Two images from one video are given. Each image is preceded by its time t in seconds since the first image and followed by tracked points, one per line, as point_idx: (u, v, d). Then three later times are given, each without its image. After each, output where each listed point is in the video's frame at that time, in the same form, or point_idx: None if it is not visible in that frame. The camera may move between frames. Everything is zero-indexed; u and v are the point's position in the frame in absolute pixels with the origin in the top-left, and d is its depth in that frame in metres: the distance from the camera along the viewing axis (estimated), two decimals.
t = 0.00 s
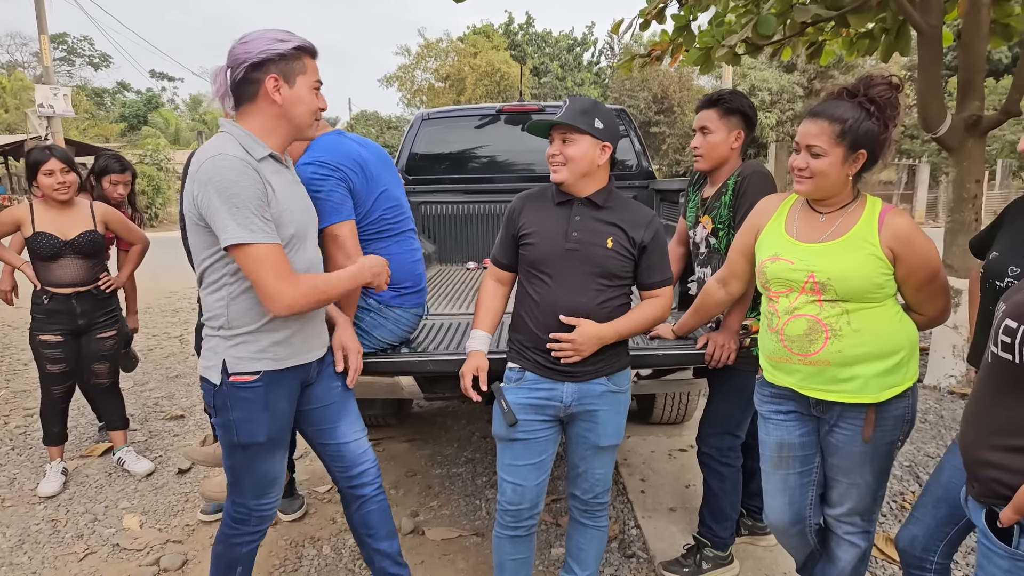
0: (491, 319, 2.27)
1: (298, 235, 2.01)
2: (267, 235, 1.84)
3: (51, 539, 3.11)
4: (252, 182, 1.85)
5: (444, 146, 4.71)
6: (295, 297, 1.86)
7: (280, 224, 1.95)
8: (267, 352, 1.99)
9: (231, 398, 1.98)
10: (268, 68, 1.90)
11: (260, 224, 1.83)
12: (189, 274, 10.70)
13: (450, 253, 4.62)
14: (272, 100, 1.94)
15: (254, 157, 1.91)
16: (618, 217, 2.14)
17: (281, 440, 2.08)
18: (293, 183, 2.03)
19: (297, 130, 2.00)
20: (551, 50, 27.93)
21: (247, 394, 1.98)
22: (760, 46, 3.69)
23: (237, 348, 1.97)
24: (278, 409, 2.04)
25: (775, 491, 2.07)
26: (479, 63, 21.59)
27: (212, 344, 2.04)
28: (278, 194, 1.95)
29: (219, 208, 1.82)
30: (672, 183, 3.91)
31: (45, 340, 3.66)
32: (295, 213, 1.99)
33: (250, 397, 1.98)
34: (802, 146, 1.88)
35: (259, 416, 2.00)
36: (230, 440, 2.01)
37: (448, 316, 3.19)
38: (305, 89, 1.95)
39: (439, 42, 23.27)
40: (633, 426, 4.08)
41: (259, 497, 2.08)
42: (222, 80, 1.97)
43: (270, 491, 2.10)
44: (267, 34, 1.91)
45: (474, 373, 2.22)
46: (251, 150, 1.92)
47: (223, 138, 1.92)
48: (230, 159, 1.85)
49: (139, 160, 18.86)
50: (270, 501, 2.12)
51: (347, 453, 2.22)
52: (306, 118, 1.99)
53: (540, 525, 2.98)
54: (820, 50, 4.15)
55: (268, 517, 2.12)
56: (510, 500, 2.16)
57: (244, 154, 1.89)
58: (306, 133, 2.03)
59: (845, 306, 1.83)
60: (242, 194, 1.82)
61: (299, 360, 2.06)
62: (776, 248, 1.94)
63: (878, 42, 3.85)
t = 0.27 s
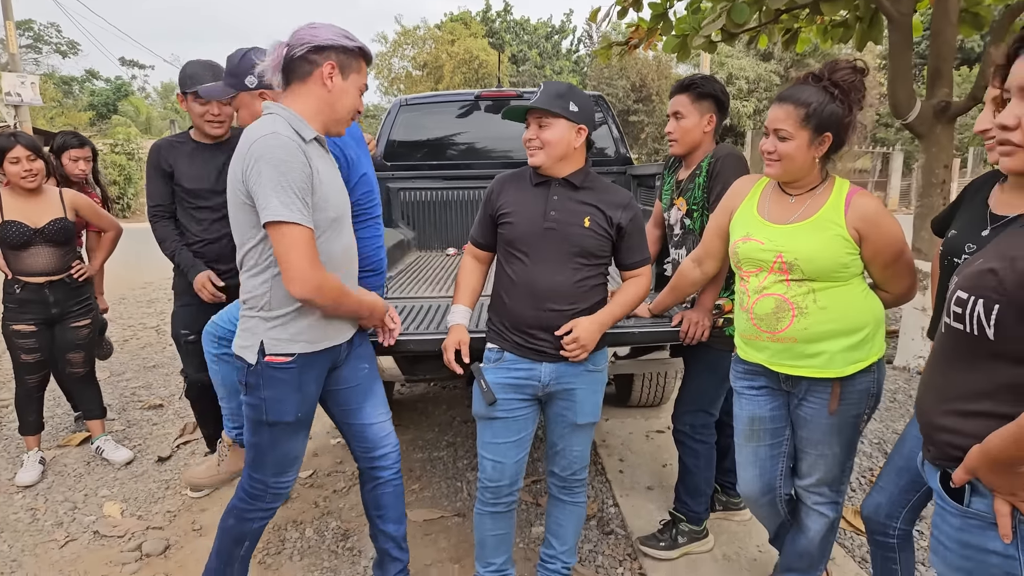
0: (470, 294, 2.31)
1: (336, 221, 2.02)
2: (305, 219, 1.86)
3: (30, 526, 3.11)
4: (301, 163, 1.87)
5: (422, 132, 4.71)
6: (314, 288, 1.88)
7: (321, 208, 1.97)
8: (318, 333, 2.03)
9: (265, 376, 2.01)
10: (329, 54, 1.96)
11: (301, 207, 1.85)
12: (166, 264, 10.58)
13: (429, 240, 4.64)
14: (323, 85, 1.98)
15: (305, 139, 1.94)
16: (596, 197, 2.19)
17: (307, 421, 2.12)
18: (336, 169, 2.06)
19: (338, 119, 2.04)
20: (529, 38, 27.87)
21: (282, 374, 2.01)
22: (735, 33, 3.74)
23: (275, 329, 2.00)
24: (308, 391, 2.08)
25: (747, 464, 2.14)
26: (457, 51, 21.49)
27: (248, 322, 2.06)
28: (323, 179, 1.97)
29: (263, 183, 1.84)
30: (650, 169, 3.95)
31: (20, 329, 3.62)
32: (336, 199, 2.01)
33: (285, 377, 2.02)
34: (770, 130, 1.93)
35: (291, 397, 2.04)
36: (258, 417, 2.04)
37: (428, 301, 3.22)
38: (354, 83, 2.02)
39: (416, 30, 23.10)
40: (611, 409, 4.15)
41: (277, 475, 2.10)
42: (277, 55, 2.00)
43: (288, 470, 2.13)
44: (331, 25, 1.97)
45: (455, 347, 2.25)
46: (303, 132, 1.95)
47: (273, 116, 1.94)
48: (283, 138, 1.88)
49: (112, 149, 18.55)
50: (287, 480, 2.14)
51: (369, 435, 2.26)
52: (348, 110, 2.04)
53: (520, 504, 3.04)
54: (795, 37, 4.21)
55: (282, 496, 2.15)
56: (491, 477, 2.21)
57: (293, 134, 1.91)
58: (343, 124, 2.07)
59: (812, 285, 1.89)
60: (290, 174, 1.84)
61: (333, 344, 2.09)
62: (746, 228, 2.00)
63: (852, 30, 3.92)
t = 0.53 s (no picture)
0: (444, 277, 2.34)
1: (343, 209, 2.02)
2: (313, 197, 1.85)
3: None
4: (324, 143, 1.89)
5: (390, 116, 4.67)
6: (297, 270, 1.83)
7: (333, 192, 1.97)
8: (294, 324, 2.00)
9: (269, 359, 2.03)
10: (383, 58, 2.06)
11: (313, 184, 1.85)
12: (131, 250, 10.40)
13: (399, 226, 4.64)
14: (368, 86, 2.06)
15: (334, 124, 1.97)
16: (561, 182, 2.22)
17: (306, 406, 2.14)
18: (356, 160, 2.08)
19: (371, 121, 2.11)
20: (502, 22, 27.71)
21: (286, 359, 2.04)
22: (701, 21, 3.79)
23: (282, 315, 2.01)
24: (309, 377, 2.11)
25: (705, 441, 2.21)
26: (429, 35, 21.30)
27: (254, 301, 2.06)
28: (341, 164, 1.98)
29: (283, 157, 1.84)
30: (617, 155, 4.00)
31: None
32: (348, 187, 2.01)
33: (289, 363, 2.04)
34: (725, 117, 1.99)
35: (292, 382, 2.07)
36: (256, 397, 2.06)
37: (396, 286, 3.24)
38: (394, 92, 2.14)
39: (387, 13, 22.82)
40: (579, 392, 4.22)
41: (270, 456, 2.12)
42: (327, 47, 2.04)
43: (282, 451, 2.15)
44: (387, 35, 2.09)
45: (439, 329, 2.27)
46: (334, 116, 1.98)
47: (312, 99, 1.98)
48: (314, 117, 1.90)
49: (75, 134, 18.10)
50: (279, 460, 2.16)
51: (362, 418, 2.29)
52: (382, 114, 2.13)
53: (489, 485, 3.09)
54: (761, 24, 4.27)
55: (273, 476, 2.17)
56: (457, 458, 2.25)
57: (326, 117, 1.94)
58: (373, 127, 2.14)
59: (765, 268, 1.96)
60: (310, 150, 1.85)
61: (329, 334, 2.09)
62: (704, 213, 2.07)
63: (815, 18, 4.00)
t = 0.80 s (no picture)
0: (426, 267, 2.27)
1: (328, 195, 2.00)
2: (288, 181, 1.85)
3: None
4: (302, 127, 1.89)
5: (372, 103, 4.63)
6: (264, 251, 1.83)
7: (315, 176, 1.96)
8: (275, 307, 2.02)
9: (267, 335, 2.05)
10: (387, 39, 1.99)
11: (286, 168, 1.84)
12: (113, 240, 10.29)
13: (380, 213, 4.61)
14: (371, 68, 2.02)
15: (322, 109, 1.96)
16: (533, 168, 2.23)
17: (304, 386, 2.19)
18: (351, 147, 2.05)
19: (382, 104, 2.09)
20: (490, 10, 27.55)
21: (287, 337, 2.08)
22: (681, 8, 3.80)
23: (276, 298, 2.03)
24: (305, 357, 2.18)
25: (676, 425, 2.23)
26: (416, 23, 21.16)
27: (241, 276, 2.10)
28: (326, 149, 1.96)
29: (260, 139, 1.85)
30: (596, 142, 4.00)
31: None
32: (333, 172, 1.99)
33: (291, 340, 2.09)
34: (691, 102, 2.01)
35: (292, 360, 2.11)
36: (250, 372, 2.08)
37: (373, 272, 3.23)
38: (404, 73, 2.07)
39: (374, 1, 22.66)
40: (560, 379, 4.23)
41: (272, 435, 2.11)
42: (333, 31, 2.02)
43: (287, 431, 2.15)
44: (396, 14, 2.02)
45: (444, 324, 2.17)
46: (323, 101, 1.97)
47: (309, 84, 1.99)
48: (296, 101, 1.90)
49: (57, 123, 17.88)
50: (285, 442, 2.16)
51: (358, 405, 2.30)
52: (393, 98, 2.08)
53: (467, 472, 3.10)
54: (742, 12, 4.26)
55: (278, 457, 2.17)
56: (431, 443, 2.26)
57: (311, 103, 1.93)
58: (384, 110, 2.11)
59: (732, 251, 1.98)
60: (286, 134, 1.85)
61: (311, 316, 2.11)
62: (673, 198, 2.07)
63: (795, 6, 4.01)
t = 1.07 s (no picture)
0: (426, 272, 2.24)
1: (309, 179, 2.09)
2: (257, 167, 2.00)
3: None
4: (267, 114, 2.01)
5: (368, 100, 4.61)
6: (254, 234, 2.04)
7: (292, 161, 2.07)
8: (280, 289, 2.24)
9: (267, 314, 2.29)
10: (354, 16, 2.03)
11: (254, 154, 2.00)
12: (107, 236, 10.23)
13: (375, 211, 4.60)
14: (349, 49, 2.06)
15: (296, 96, 2.06)
16: (530, 168, 2.22)
17: (305, 368, 2.36)
18: (334, 131, 2.11)
19: (372, 84, 2.09)
20: (486, 7, 27.50)
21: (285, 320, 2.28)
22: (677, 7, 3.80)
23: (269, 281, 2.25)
24: (304, 343, 2.33)
25: (671, 424, 2.23)
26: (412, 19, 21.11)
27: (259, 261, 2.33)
28: (300, 134, 2.06)
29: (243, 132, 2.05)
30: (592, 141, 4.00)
31: None
32: (308, 156, 2.07)
33: (287, 324, 2.28)
34: (685, 102, 2.01)
35: (287, 343, 2.30)
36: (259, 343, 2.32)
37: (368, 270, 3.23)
38: (382, 45, 2.04)
39: None
40: (555, 377, 4.23)
41: (270, 411, 2.31)
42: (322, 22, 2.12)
43: (285, 412, 2.30)
44: None
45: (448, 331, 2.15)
46: (299, 89, 2.08)
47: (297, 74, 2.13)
48: (266, 92, 2.03)
49: (50, 119, 17.78)
50: (286, 425, 2.31)
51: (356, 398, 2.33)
52: (377, 74, 2.07)
53: (461, 470, 3.10)
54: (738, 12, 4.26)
55: (282, 439, 2.32)
56: (425, 442, 2.25)
57: (285, 92, 2.05)
58: (376, 91, 2.11)
59: (726, 252, 1.98)
60: (251, 122, 2.00)
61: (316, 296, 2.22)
62: (666, 199, 2.07)
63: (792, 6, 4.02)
